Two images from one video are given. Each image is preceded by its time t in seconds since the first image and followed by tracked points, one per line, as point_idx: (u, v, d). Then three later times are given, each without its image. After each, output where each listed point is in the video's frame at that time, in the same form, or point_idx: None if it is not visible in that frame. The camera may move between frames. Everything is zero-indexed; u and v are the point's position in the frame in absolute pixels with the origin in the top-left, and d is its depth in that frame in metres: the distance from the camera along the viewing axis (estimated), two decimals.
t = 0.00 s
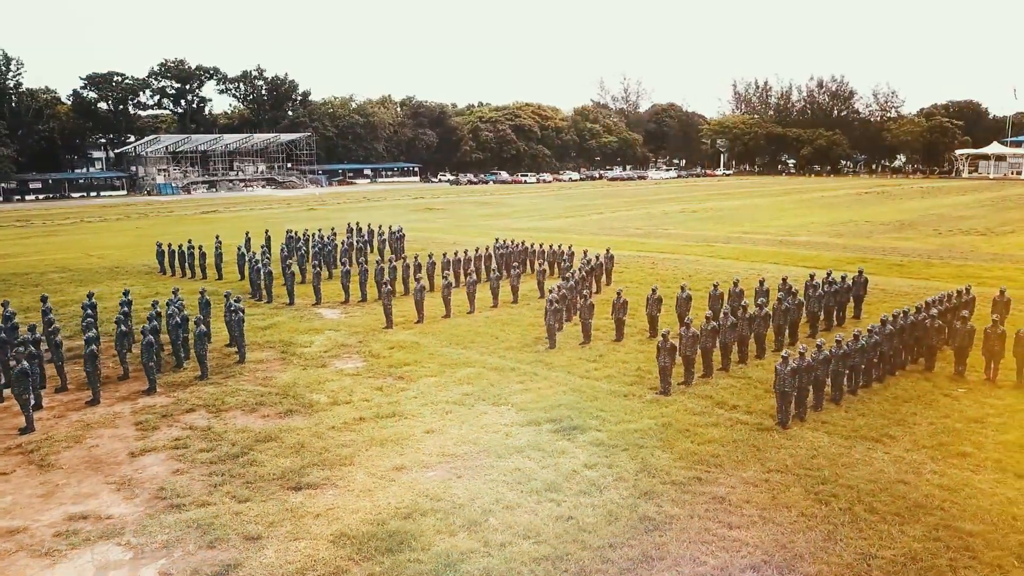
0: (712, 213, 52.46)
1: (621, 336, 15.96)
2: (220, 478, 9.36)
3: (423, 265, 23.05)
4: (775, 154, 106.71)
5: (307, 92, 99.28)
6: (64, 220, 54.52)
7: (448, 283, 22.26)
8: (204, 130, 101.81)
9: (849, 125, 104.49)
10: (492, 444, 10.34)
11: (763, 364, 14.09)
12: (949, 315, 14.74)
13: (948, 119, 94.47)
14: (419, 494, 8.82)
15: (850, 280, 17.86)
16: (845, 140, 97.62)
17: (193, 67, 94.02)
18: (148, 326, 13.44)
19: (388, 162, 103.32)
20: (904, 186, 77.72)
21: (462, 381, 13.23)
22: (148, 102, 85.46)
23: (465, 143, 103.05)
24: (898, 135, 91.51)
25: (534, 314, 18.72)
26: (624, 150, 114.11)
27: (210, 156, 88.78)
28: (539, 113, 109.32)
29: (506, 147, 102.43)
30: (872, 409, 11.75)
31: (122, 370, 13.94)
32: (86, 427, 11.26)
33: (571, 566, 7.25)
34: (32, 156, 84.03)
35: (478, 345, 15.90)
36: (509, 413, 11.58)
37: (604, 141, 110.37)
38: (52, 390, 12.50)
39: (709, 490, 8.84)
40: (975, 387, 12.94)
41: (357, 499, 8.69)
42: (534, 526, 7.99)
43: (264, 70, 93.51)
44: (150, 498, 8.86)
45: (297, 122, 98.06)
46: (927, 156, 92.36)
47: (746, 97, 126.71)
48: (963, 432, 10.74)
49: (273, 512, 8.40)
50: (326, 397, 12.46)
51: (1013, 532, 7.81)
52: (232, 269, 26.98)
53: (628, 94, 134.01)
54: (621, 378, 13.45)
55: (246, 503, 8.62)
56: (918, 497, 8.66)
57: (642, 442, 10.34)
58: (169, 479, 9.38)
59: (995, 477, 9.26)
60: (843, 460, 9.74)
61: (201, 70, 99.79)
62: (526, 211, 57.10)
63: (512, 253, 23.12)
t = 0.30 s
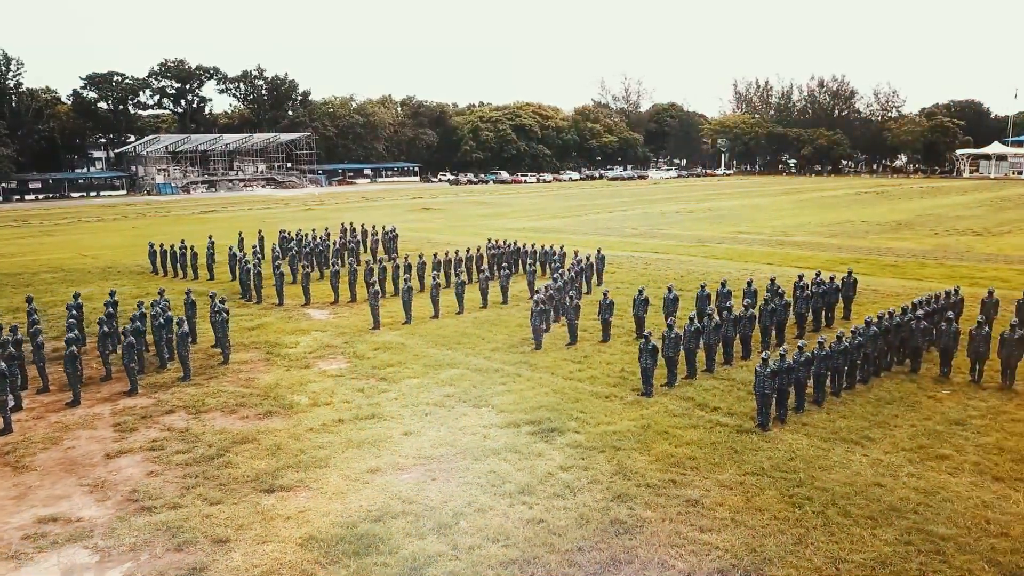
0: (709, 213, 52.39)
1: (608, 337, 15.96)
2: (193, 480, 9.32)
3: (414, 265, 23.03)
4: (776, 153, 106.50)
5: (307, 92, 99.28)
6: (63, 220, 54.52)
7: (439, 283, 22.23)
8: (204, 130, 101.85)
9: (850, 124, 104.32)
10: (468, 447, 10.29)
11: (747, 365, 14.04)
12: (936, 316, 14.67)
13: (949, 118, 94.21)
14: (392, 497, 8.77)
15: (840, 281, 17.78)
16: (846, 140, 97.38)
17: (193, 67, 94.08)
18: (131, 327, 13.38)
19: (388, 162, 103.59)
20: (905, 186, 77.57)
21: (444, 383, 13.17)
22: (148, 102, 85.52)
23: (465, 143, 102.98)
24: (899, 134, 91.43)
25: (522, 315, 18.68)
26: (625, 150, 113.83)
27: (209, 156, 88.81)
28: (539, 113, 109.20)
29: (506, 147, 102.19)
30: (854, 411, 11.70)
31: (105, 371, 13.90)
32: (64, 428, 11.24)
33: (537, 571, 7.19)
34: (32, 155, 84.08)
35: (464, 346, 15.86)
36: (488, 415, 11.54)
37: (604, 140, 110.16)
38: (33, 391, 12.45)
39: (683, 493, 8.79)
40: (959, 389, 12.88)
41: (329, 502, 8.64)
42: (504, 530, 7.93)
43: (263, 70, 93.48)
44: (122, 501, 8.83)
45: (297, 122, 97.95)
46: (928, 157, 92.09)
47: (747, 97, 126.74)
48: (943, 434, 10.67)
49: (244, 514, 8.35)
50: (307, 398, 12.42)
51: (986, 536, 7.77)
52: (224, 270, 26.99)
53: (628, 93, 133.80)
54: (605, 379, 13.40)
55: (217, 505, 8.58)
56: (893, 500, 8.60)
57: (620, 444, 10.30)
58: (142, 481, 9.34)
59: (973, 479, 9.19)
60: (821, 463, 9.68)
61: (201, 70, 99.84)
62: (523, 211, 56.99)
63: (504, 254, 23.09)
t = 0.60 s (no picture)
0: (705, 213, 52.33)
1: (592, 338, 15.95)
2: (165, 481, 9.30)
3: (403, 265, 23.02)
4: (775, 153, 106.40)
5: (305, 92, 99.17)
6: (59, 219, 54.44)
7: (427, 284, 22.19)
8: (202, 129, 101.80)
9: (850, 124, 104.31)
10: (443, 449, 10.26)
11: (729, 366, 14.01)
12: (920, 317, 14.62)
13: (948, 118, 94.12)
14: (362, 498, 8.74)
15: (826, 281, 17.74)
16: (845, 140, 97.26)
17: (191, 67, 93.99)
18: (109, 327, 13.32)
19: (386, 162, 103.31)
20: (903, 186, 77.49)
21: (425, 385, 13.13)
22: (146, 102, 85.52)
23: (464, 143, 102.91)
24: (898, 134, 91.36)
25: (508, 315, 18.67)
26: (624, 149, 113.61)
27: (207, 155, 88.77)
28: (539, 113, 109.05)
29: (505, 147, 102.03)
30: (832, 412, 11.68)
31: (84, 371, 13.86)
32: (40, 429, 11.22)
33: (500, 574, 7.16)
34: (30, 155, 84.02)
35: (448, 347, 15.83)
36: (466, 416, 11.51)
37: (603, 140, 109.99)
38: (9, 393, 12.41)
39: (653, 495, 8.77)
40: (942, 391, 12.83)
41: (299, 504, 8.62)
42: (471, 532, 7.91)
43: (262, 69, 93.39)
44: (91, 502, 8.79)
45: (295, 122, 97.79)
46: (927, 157, 91.94)
47: (746, 97, 126.83)
48: (919, 436, 10.65)
49: (212, 516, 8.33)
50: (285, 399, 12.39)
51: (953, 538, 7.75)
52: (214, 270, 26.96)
53: (627, 93, 133.66)
54: (585, 380, 13.39)
55: (186, 508, 8.53)
56: (863, 502, 8.57)
57: (595, 446, 10.27)
58: (113, 482, 9.31)
59: (946, 481, 9.16)
60: (794, 464, 9.65)
61: (199, 70, 99.83)
62: (520, 211, 56.88)
63: (493, 254, 23.06)
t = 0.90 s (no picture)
0: (699, 213, 52.33)
1: (574, 339, 15.94)
2: (134, 482, 9.26)
3: (390, 266, 23.02)
4: (773, 153, 106.39)
5: (303, 92, 99.18)
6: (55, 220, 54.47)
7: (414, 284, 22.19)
8: (200, 129, 101.79)
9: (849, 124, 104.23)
10: (415, 450, 10.24)
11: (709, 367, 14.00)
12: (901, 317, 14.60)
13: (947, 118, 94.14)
14: (330, 500, 8.72)
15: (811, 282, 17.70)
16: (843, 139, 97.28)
17: (188, 67, 93.91)
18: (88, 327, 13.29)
19: (384, 162, 103.32)
20: (900, 186, 77.46)
21: (403, 385, 13.11)
22: (144, 102, 85.49)
23: (462, 143, 102.87)
24: (896, 134, 91.37)
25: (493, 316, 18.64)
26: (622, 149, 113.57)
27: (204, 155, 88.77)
28: (537, 113, 109.05)
29: (503, 147, 102.05)
30: (809, 413, 11.67)
31: (63, 372, 13.82)
32: (13, 430, 11.18)
33: None
34: (27, 156, 84.00)
35: (430, 348, 15.82)
36: (441, 417, 11.49)
37: (602, 139, 109.97)
38: None
39: (622, 497, 8.76)
40: (920, 391, 12.82)
41: (266, 506, 8.59)
42: (436, 534, 7.90)
43: (259, 69, 93.33)
44: (58, 504, 8.76)
45: (293, 122, 97.81)
46: (925, 157, 91.92)
47: (745, 96, 126.92)
48: (893, 437, 10.62)
49: (179, 518, 8.30)
50: (262, 400, 12.37)
51: (917, 540, 7.73)
52: (204, 270, 26.96)
53: (626, 93, 133.75)
54: (565, 381, 13.38)
55: (153, 509, 8.50)
56: (831, 504, 8.55)
57: (568, 447, 10.26)
58: (82, 484, 9.29)
59: (916, 483, 9.14)
60: (766, 466, 9.64)
61: (197, 70, 99.83)
62: (515, 211, 56.84)
63: (480, 254, 23.05)
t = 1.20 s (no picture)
0: (696, 213, 52.28)
1: (558, 339, 15.98)
2: (105, 483, 9.25)
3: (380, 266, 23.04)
4: (774, 153, 106.25)
5: (303, 92, 99.24)
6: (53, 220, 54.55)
7: (403, 284, 22.21)
8: (200, 129, 101.87)
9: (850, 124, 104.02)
10: (389, 451, 10.23)
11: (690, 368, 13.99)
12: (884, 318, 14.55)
13: (948, 117, 93.89)
14: (299, 501, 8.71)
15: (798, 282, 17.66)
16: (844, 139, 97.14)
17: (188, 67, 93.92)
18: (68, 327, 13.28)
19: (384, 162, 103.36)
20: (899, 185, 77.29)
21: (382, 386, 13.11)
22: (143, 102, 85.60)
23: (462, 142, 102.84)
24: (897, 134, 91.17)
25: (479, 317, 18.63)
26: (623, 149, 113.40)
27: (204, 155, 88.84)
28: (537, 113, 108.99)
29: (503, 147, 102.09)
30: (787, 414, 11.64)
31: (44, 373, 13.81)
32: None
33: None
34: (27, 155, 84.10)
35: (413, 348, 15.83)
36: (418, 418, 11.48)
37: (602, 139, 109.88)
38: None
39: (591, 499, 8.75)
40: (900, 392, 12.79)
41: (235, 507, 8.58)
42: (402, 536, 7.89)
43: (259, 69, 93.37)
44: (28, 506, 8.73)
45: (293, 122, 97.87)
46: (926, 157, 91.70)
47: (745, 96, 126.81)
48: (869, 439, 10.60)
49: (146, 518, 8.29)
50: (241, 401, 12.37)
51: (883, 543, 7.71)
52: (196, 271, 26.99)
53: (627, 93, 133.66)
54: (545, 382, 13.37)
55: (122, 510, 8.49)
56: (800, 506, 8.54)
57: (542, 449, 10.24)
58: (54, 484, 9.28)
59: (887, 484, 9.13)
60: (739, 467, 9.63)
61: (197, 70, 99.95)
62: (513, 211, 56.74)
63: (470, 255, 23.07)
